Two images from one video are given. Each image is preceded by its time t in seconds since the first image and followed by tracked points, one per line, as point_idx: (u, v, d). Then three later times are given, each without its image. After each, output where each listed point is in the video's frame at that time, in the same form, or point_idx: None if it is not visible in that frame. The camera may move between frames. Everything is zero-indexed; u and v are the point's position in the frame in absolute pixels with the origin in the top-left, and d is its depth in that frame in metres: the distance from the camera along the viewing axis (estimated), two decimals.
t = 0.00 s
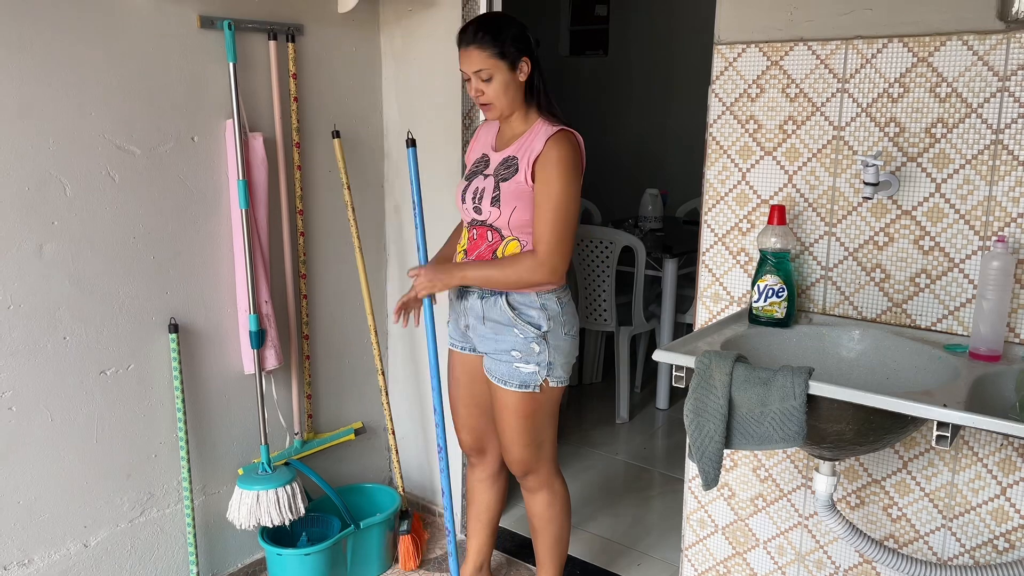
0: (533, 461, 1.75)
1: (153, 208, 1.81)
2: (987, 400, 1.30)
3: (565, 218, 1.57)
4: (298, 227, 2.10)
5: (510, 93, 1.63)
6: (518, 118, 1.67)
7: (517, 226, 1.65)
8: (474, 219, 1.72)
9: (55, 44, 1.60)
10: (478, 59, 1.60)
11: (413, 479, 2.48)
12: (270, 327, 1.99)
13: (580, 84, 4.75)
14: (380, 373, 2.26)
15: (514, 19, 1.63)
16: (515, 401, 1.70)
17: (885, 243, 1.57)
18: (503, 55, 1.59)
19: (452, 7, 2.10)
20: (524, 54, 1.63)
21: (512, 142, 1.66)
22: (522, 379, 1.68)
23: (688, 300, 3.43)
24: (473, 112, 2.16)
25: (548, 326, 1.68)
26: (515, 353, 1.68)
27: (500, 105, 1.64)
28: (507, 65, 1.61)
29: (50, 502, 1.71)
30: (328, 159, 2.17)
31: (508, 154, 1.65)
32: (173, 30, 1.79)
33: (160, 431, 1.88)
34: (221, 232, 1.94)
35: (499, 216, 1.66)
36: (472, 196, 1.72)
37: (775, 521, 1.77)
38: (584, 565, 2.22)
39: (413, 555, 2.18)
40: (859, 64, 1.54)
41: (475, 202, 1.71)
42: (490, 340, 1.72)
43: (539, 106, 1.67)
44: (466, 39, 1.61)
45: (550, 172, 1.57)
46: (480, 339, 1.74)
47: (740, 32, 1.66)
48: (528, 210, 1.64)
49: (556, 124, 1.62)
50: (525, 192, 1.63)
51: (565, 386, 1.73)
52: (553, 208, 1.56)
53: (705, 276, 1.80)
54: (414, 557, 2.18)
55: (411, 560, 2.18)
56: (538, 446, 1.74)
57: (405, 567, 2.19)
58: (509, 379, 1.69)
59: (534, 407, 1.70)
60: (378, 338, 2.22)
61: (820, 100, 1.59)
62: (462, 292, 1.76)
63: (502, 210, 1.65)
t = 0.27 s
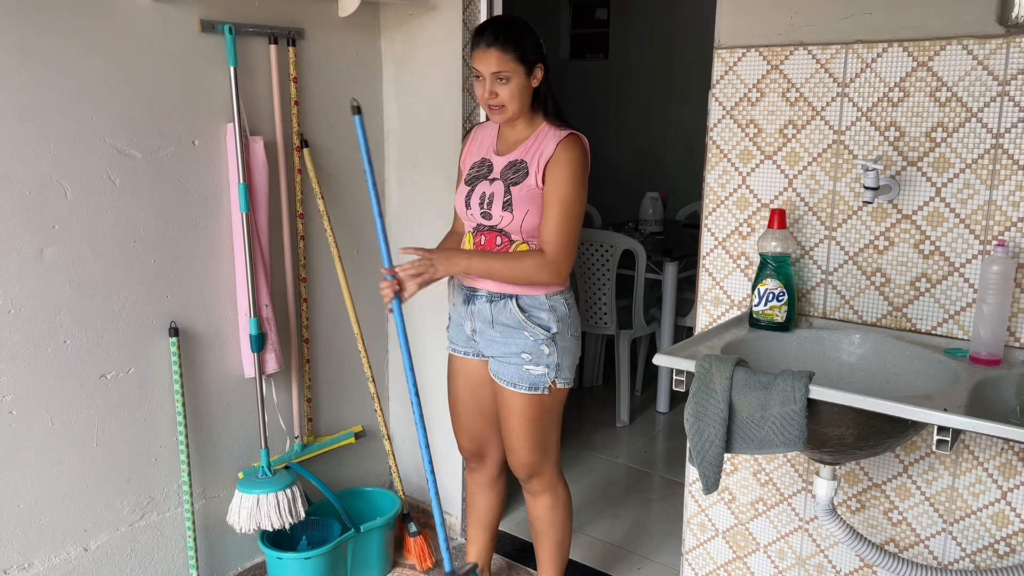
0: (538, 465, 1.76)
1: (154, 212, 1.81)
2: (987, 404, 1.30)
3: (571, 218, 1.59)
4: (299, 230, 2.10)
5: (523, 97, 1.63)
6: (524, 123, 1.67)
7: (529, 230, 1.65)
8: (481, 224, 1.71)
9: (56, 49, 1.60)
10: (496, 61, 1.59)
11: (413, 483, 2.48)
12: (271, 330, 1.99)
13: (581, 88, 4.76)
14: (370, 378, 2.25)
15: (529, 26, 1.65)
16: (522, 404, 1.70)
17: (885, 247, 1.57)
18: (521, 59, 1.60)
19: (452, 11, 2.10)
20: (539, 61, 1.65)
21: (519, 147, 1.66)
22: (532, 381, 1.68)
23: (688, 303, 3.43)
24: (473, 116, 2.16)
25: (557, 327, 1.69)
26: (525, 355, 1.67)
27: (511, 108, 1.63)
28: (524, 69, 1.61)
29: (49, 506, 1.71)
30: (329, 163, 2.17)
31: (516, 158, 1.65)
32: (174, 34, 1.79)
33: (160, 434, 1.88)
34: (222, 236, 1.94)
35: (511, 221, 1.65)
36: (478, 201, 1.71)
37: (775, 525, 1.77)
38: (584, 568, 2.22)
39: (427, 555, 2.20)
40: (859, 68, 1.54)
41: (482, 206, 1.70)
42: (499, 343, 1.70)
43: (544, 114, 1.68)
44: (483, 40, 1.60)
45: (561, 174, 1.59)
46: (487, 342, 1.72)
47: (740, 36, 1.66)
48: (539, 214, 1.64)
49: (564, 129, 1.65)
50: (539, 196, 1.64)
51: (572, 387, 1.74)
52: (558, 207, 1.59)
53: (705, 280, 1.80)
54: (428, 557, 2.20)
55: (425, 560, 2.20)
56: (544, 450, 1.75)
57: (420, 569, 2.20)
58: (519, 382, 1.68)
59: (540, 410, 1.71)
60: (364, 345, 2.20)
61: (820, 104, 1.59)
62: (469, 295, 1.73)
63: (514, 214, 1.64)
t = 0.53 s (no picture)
0: (543, 470, 1.76)
1: (155, 215, 1.81)
2: (989, 408, 1.30)
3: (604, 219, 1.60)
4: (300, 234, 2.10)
5: (529, 99, 1.63)
6: (528, 126, 1.68)
7: (534, 235, 1.65)
8: (484, 228, 1.70)
9: (58, 52, 1.61)
10: (506, 60, 1.59)
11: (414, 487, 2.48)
12: (271, 334, 1.99)
13: (581, 91, 4.76)
14: (370, 381, 2.25)
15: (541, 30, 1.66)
16: (525, 409, 1.69)
17: (886, 251, 1.57)
18: (532, 61, 1.61)
19: (453, 14, 2.11)
20: (548, 65, 1.65)
21: (522, 151, 1.66)
22: (535, 389, 1.67)
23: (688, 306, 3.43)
24: (474, 119, 2.16)
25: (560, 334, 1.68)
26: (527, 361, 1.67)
27: (516, 109, 1.63)
28: (533, 71, 1.62)
29: (50, 509, 1.71)
30: (329, 166, 2.18)
31: (520, 162, 1.65)
32: (176, 38, 1.79)
33: (161, 438, 1.88)
34: (222, 240, 1.94)
35: (515, 227, 1.65)
36: (482, 205, 1.70)
37: (776, 529, 1.77)
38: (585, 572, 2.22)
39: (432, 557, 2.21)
40: (859, 72, 1.54)
41: (486, 211, 1.70)
42: (502, 350, 1.70)
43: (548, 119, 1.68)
44: (495, 38, 1.60)
45: (574, 186, 1.60)
46: (488, 349, 1.72)
47: (741, 40, 1.67)
48: (543, 219, 1.64)
49: (568, 134, 1.65)
50: (544, 202, 1.63)
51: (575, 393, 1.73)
52: (589, 216, 1.59)
53: (706, 283, 1.80)
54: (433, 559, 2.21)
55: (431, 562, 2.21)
56: (549, 455, 1.75)
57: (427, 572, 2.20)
58: (521, 389, 1.68)
59: (544, 415, 1.70)
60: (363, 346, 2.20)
61: (820, 108, 1.59)
62: (471, 301, 1.74)
63: (520, 220, 1.64)
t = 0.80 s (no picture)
0: (545, 474, 1.76)
1: (155, 219, 1.81)
2: (989, 411, 1.30)
3: (601, 227, 1.60)
4: (300, 237, 2.10)
5: (543, 104, 1.64)
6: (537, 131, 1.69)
7: (534, 238, 1.65)
8: (486, 230, 1.71)
9: (59, 56, 1.61)
10: (524, 63, 1.61)
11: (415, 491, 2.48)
12: (272, 337, 1.99)
13: (581, 94, 4.77)
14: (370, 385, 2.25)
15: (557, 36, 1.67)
16: (526, 413, 1.70)
17: (886, 254, 1.57)
18: (550, 65, 1.62)
19: (453, 18, 2.11)
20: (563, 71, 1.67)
21: (527, 154, 1.66)
22: (536, 394, 1.68)
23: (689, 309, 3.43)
24: (474, 123, 2.17)
25: (562, 339, 1.68)
26: (528, 366, 1.68)
27: (530, 112, 1.63)
28: (549, 76, 1.63)
29: (50, 513, 1.71)
30: (330, 170, 2.18)
31: (524, 165, 1.65)
32: (176, 41, 1.80)
33: (161, 441, 1.88)
34: (223, 243, 1.95)
35: (516, 229, 1.66)
36: (485, 207, 1.71)
37: (777, 532, 1.77)
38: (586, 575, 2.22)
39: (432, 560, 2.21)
40: (859, 75, 1.54)
41: (488, 213, 1.70)
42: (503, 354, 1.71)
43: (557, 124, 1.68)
44: (513, 41, 1.61)
45: (574, 193, 1.60)
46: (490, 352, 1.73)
47: (740, 43, 1.67)
48: (544, 222, 1.64)
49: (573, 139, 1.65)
50: (545, 205, 1.64)
51: (576, 399, 1.73)
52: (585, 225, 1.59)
53: (707, 287, 1.80)
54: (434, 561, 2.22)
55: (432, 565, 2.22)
56: (551, 460, 1.75)
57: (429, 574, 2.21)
58: (523, 394, 1.69)
59: (546, 420, 1.71)
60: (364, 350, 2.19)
61: (820, 111, 1.60)
62: (473, 304, 1.74)
63: (520, 222, 1.65)
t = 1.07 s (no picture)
0: (546, 478, 1.76)
1: (155, 222, 1.81)
2: (989, 414, 1.30)
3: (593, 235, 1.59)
4: (300, 240, 2.10)
5: (558, 109, 1.65)
6: (545, 136, 1.69)
7: (536, 241, 1.65)
8: (490, 232, 1.72)
9: (59, 60, 1.61)
10: (547, 66, 1.61)
11: (415, 493, 2.48)
12: (272, 339, 1.99)
13: (580, 97, 4.77)
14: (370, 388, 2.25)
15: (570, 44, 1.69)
16: (528, 417, 1.70)
17: (885, 256, 1.57)
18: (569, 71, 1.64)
19: (453, 21, 2.11)
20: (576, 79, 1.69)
21: (533, 157, 1.67)
22: (538, 398, 1.68)
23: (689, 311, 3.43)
24: (474, 126, 2.17)
25: (564, 343, 1.69)
26: (530, 370, 1.68)
27: (547, 116, 1.64)
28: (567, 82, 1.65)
29: (49, 516, 1.71)
30: (330, 173, 2.18)
31: (529, 168, 1.66)
32: (177, 45, 1.80)
33: (161, 444, 1.88)
34: (223, 246, 1.95)
35: (518, 231, 1.66)
36: (488, 208, 1.71)
37: (777, 535, 1.77)
38: None
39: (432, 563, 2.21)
40: (858, 78, 1.54)
41: (491, 214, 1.71)
42: (506, 358, 1.71)
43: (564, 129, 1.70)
44: (535, 44, 1.62)
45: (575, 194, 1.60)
46: (493, 356, 1.73)
47: (740, 46, 1.67)
48: (546, 225, 1.64)
49: (581, 144, 1.65)
50: (548, 208, 1.64)
51: (578, 404, 1.74)
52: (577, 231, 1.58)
53: (706, 289, 1.80)
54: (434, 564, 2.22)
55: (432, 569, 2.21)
56: (552, 463, 1.75)
57: None
58: (524, 398, 1.69)
59: (547, 424, 1.71)
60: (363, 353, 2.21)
61: (820, 114, 1.60)
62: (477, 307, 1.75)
63: (523, 224, 1.65)
